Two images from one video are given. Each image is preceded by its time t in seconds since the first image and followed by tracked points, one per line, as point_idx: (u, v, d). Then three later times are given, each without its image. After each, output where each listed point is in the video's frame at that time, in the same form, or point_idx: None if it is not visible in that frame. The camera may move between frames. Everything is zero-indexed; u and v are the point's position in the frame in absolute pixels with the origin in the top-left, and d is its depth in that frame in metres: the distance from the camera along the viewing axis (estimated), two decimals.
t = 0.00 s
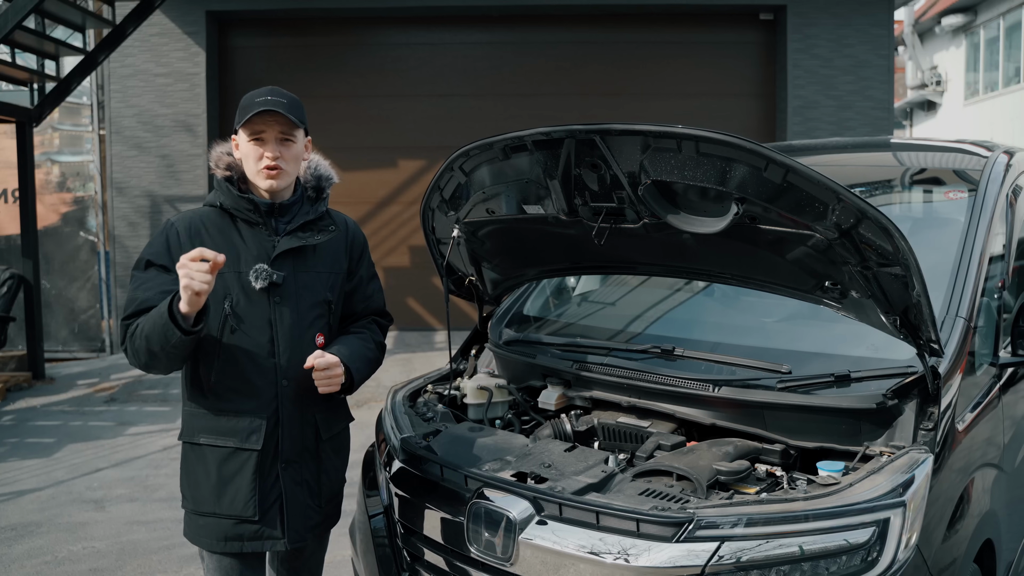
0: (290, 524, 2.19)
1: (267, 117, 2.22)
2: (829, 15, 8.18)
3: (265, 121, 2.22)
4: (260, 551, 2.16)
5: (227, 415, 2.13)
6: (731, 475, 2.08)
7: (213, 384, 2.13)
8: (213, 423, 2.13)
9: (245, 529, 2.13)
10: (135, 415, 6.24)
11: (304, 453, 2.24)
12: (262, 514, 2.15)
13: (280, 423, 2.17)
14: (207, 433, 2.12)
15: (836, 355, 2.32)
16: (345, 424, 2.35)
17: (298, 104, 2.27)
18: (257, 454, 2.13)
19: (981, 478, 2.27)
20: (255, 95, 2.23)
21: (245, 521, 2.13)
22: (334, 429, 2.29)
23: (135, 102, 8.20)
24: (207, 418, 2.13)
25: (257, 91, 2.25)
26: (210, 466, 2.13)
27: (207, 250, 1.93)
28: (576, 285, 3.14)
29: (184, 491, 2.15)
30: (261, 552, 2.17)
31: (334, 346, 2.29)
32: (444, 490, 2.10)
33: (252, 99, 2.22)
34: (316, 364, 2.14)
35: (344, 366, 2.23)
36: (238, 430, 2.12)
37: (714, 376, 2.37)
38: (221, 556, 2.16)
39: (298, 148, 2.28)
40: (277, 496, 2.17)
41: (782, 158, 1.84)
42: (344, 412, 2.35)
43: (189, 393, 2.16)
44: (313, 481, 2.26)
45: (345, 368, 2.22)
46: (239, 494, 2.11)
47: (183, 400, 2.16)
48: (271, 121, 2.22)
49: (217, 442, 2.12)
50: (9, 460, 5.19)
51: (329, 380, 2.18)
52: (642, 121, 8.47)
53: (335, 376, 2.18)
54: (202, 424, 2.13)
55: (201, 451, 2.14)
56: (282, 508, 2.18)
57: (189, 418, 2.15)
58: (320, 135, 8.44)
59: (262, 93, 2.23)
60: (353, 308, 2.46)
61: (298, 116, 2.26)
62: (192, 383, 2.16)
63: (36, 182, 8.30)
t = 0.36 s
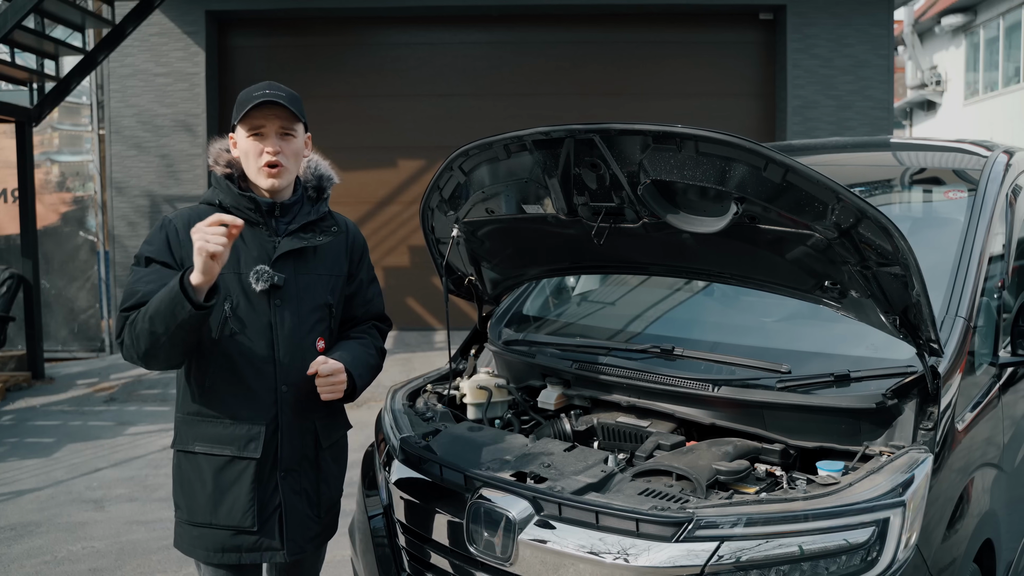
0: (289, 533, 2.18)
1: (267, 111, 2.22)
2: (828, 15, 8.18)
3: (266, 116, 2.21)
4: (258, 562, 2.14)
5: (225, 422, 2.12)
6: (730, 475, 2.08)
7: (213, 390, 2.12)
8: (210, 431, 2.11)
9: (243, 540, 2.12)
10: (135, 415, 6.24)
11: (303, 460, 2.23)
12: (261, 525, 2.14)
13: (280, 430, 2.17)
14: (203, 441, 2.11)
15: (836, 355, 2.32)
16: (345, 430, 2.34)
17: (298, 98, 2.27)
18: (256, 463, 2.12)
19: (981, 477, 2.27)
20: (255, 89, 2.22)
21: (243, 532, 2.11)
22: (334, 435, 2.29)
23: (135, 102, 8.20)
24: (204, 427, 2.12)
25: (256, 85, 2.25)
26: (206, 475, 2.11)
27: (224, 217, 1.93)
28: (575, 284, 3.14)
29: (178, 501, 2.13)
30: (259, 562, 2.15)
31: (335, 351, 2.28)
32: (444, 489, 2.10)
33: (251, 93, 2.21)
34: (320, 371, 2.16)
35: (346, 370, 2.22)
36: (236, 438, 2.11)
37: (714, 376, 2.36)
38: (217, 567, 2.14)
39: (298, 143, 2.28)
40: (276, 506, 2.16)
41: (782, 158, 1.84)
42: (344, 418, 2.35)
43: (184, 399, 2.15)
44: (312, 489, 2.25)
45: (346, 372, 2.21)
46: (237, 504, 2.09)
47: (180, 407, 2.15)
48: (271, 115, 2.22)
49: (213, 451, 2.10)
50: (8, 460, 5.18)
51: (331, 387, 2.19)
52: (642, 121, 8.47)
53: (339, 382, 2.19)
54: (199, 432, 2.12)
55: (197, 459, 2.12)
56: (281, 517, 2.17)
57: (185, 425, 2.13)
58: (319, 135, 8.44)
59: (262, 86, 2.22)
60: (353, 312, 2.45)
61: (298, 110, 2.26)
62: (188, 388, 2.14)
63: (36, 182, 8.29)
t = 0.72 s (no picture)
0: (279, 543, 2.17)
1: (271, 108, 2.21)
2: (828, 15, 8.18)
3: (268, 113, 2.20)
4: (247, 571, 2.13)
5: (217, 429, 2.10)
6: (730, 475, 2.08)
7: (204, 396, 2.12)
8: (200, 437, 2.10)
9: (232, 549, 2.10)
10: (135, 415, 6.24)
11: (296, 468, 2.22)
12: (251, 534, 2.12)
13: (273, 438, 2.15)
14: (192, 448, 2.09)
15: (836, 355, 2.32)
16: (340, 437, 2.34)
17: (303, 98, 2.26)
18: (247, 472, 2.10)
19: (980, 477, 2.27)
20: (259, 84, 2.22)
21: (233, 541, 2.10)
22: (328, 443, 2.29)
23: (135, 102, 8.19)
24: (194, 433, 2.10)
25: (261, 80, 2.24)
26: (195, 482, 2.09)
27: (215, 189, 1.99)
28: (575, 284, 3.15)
29: (166, 507, 2.11)
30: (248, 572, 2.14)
31: (331, 356, 2.27)
32: (444, 490, 2.10)
33: (255, 88, 2.20)
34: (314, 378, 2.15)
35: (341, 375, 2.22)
36: (226, 445, 2.09)
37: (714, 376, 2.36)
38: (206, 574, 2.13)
39: (298, 143, 2.26)
40: (267, 516, 2.15)
41: (781, 157, 1.84)
42: (339, 423, 2.34)
43: (174, 402, 2.13)
44: (304, 498, 2.24)
45: (341, 380, 2.20)
46: (226, 513, 2.08)
47: (171, 412, 2.13)
48: (275, 113, 2.20)
49: (203, 457, 2.09)
50: (8, 460, 5.18)
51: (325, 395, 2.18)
52: (642, 121, 8.47)
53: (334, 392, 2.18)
54: (189, 438, 2.10)
55: (186, 465, 2.10)
56: (272, 527, 2.15)
57: (175, 430, 2.12)
58: (319, 135, 8.43)
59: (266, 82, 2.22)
60: (350, 315, 2.45)
61: (302, 109, 2.24)
62: (180, 390, 2.14)
63: (36, 182, 8.31)
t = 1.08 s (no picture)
0: (266, 551, 2.14)
1: (274, 117, 2.17)
2: (828, 14, 8.18)
3: (270, 121, 2.17)
4: None
5: (205, 436, 2.08)
6: (730, 475, 2.08)
7: (193, 403, 2.09)
8: (190, 441, 2.09)
9: (218, 555, 2.09)
10: (135, 415, 6.23)
11: (285, 477, 2.19)
12: (236, 541, 2.10)
13: (261, 445, 2.12)
14: (183, 451, 2.08)
15: (837, 355, 2.32)
16: (334, 442, 2.31)
17: (305, 104, 2.22)
18: (233, 479, 2.08)
19: (981, 476, 2.27)
20: (260, 89, 2.18)
21: (219, 547, 2.08)
22: (320, 451, 2.25)
23: (135, 101, 8.18)
24: (185, 437, 2.09)
25: (261, 83, 2.20)
26: (184, 486, 2.08)
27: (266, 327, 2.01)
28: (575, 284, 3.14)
29: (157, 509, 2.12)
30: None
31: (322, 366, 2.23)
32: (444, 490, 2.10)
33: (256, 94, 2.16)
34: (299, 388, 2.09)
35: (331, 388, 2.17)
36: (214, 452, 2.08)
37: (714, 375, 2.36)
38: None
39: (300, 150, 2.24)
40: (253, 523, 2.13)
41: (782, 156, 1.83)
42: (333, 430, 2.32)
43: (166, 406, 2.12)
44: (294, 505, 2.21)
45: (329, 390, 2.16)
46: (212, 519, 2.06)
47: (163, 415, 2.12)
48: (277, 122, 2.18)
49: (191, 462, 2.07)
50: (8, 460, 5.18)
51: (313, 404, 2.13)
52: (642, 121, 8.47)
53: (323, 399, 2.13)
54: (180, 442, 2.09)
55: (176, 469, 2.09)
56: (258, 535, 2.13)
57: (167, 434, 2.11)
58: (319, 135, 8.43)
59: (267, 87, 2.18)
60: (346, 321, 2.44)
61: (303, 116, 2.21)
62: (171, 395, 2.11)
63: (37, 182, 8.34)
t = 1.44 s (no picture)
0: (264, 546, 2.12)
1: (253, 102, 2.20)
2: (829, 14, 8.18)
3: (250, 107, 2.19)
4: (234, 572, 2.10)
5: (203, 430, 2.09)
6: (731, 475, 2.07)
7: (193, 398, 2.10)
8: (189, 436, 2.10)
9: (218, 550, 2.08)
10: (135, 415, 6.23)
11: (284, 473, 2.16)
12: (235, 536, 2.09)
13: (257, 440, 2.12)
14: (183, 446, 2.10)
15: (839, 355, 2.32)
16: (338, 441, 2.28)
17: (284, 89, 2.24)
18: (231, 474, 2.08)
19: (983, 477, 2.27)
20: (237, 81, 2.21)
21: (218, 541, 2.08)
22: (320, 448, 2.22)
23: (135, 101, 8.18)
24: (184, 432, 2.10)
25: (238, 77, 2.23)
26: (184, 481, 2.09)
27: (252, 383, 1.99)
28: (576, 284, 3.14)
29: (160, 503, 2.13)
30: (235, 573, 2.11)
31: (321, 360, 2.22)
32: (444, 490, 2.09)
33: (233, 85, 2.19)
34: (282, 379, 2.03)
35: (323, 382, 2.16)
36: (212, 446, 2.09)
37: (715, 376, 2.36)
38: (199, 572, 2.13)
39: (287, 135, 2.25)
40: (250, 519, 2.10)
41: (784, 156, 1.83)
42: (336, 427, 2.28)
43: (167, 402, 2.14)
44: (293, 502, 2.18)
45: (320, 381, 2.15)
46: (211, 513, 2.06)
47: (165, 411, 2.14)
48: (256, 106, 2.19)
49: (191, 456, 2.09)
50: (8, 460, 5.18)
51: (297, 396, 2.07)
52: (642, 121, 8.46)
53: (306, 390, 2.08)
54: (179, 437, 2.11)
55: (177, 464, 2.10)
56: (256, 531, 2.10)
57: (167, 429, 2.12)
58: (319, 134, 8.43)
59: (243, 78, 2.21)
60: (349, 318, 2.42)
61: (283, 100, 2.23)
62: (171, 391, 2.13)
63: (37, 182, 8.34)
